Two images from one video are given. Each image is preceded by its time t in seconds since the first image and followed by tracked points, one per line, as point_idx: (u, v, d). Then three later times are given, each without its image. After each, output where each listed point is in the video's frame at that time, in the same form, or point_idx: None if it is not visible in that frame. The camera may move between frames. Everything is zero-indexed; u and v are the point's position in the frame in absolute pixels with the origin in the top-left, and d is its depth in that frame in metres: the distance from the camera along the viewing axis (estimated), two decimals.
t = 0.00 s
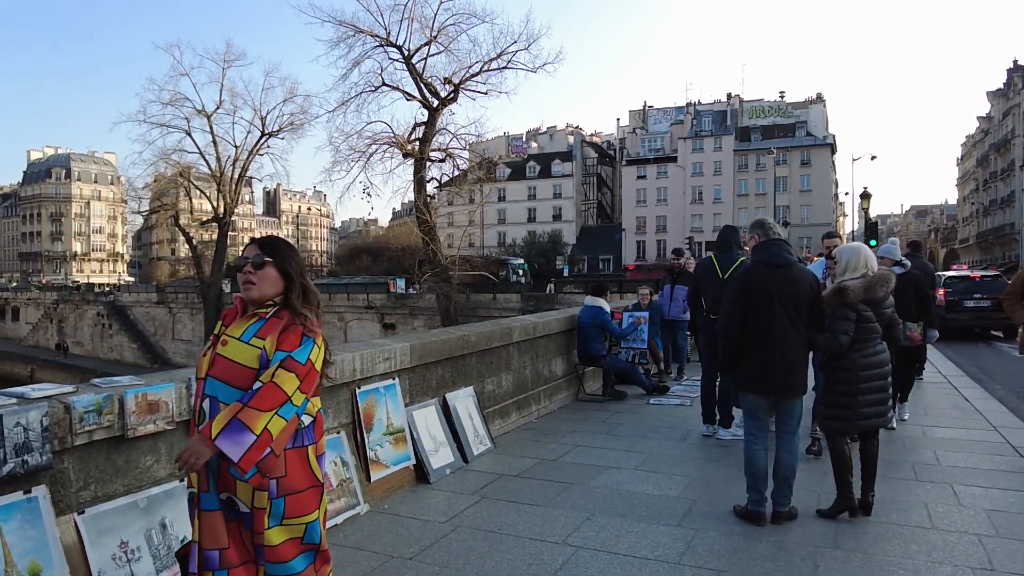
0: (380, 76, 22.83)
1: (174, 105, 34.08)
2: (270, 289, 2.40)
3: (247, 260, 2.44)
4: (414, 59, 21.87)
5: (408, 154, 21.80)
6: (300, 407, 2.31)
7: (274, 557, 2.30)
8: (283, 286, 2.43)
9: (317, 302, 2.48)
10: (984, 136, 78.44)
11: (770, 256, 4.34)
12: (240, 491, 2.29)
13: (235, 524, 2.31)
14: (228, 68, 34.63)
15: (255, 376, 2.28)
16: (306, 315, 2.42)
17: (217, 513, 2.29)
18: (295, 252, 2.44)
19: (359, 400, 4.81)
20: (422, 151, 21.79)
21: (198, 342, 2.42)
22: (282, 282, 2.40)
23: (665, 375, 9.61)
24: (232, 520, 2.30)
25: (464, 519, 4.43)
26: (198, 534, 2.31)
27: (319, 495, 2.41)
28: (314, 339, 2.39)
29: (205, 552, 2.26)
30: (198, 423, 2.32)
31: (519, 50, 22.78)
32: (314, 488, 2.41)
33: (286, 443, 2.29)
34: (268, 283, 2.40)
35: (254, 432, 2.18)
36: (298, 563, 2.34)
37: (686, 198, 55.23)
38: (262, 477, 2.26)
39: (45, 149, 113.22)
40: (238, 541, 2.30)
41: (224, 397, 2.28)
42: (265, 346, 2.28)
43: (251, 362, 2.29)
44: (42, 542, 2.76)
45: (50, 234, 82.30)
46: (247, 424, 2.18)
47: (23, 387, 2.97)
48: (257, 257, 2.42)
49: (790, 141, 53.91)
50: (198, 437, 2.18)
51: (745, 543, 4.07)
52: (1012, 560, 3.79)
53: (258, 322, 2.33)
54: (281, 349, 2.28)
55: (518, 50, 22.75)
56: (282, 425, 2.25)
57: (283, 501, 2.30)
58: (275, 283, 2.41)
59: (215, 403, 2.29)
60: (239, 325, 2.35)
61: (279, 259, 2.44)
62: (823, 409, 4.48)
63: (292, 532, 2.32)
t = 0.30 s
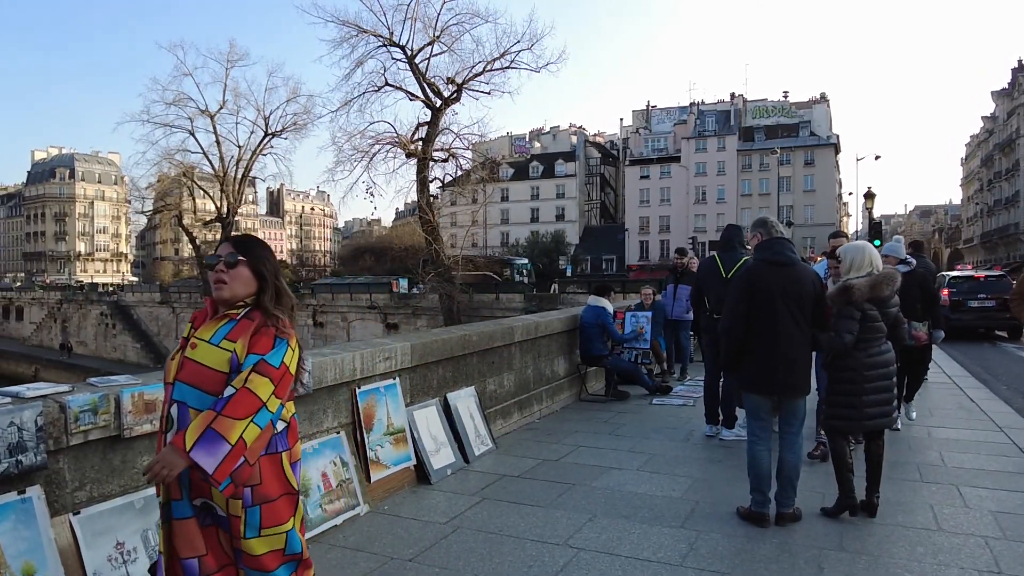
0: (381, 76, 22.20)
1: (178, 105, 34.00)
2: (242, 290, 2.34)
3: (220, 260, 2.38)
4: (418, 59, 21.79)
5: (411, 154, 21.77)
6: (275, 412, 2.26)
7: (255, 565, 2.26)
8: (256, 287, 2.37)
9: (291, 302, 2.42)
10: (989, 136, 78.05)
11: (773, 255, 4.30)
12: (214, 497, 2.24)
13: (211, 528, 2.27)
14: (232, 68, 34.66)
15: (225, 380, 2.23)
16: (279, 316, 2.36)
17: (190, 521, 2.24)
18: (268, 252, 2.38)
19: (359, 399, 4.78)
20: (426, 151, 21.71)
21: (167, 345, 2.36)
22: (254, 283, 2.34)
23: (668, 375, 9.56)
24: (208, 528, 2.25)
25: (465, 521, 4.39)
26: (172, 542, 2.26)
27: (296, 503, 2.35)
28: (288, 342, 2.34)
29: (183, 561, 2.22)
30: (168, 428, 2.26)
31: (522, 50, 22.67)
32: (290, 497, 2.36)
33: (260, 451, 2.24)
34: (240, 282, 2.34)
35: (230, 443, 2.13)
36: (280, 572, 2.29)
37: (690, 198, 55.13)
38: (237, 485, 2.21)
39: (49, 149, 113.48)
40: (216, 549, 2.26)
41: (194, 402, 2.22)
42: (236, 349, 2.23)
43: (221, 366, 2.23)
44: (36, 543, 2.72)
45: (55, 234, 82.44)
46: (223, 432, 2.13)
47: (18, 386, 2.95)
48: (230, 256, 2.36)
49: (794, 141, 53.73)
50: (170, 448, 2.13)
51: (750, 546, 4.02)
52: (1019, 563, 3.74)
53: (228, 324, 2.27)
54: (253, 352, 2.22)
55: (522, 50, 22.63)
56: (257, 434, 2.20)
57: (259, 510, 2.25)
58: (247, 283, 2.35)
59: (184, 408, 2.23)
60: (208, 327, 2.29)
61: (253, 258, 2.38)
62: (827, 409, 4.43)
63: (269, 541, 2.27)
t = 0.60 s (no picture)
0: (385, 75, 22.18)
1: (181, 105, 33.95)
2: (215, 284, 2.29)
3: (192, 252, 2.32)
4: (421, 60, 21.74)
5: (414, 154, 21.73)
6: (254, 416, 2.22)
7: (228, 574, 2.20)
8: (228, 282, 2.31)
9: (262, 299, 2.35)
10: (994, 135, 77.77)
11: (776, 252, 4.25)
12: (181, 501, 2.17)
13: (181, 533, 2.21)
14: (235, 68, 34.63)
15: (196, 379, 2.17)
16: (251, 312, 2.30)
17: (158, 524, 2.19)
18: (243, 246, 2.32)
19: (359, 398, 4.74)
20: (428, 151, 21.69)
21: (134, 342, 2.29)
22: (226, 277, 2.28)
23: (671, 375, 9.52)
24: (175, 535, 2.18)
25: (466, 521, 4.35)
26: (143, 548, 2.20)
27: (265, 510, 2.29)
28: (261, 340, 2.28)
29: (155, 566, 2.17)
30: (135, 430, 2.20)
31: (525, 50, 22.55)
32: (258, 505, 2.29)
33: (237, 457, 2.18)
34: (209, 276, 2.27)
35: (211, 449, 2.09)
36: None
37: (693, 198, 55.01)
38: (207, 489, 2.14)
39: (53, 149, 113.71)
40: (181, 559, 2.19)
41: (162, 403, 2.16)
42: (205, 346, 2.17)
43: (191, 364, 2.17)
44: (31, 544, 2.69)
45: (59, 234, 82.55)
46: (198, 437, 2.08)
47: (12, 386, 2.91)
48: (202, 249, 2.29)
49: (797, 141, 53.58)
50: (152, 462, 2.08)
51: (751, 547, 3.97)
52: None
53: (198, 319, 2.21)
54: (226, 350, 2.16)
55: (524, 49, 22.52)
56: (241, 441, 2.18)
57: (226, 517, 2.18)
58: (220, 277, 2.30)
59: (151, 408, 2.17)
60: (177, 323, 2.22)
61: (225, 252, 2.32)
62: (832, 410, 4.37)
63: (236, 552, 2.18)
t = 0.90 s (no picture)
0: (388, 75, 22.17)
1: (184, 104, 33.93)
2: (189, 278, 2.20)
3: (165, 244, 2.23)
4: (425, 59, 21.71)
5: (417, 153, 21.71)
6: (241, 417, 2.17)
7: None
8: (201, 276, 2.22)
9: (237, 293, 2.27)
10: (998, 135, 77.44)
11: (779, 250, 4.20)
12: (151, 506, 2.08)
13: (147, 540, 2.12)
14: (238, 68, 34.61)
15: (169, 377, 2.09)
16: (226, 308, 2.21)
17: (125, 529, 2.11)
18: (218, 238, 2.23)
19: (359, 398, 4.69)
20: (432, 151, 21.66)
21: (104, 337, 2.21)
22: (200, 271, 2.20)
23: (675, 375, 9.47)
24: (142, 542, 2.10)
25: (467, 522, 4.31)
26: (112, 553, 2.12)
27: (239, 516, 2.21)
28: (241, 337, 2.20)
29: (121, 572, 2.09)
30: (103, 429, 2.11)
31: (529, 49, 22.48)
32: (231, 510, 2.20)
33: (220, 459, 2.12)
34: (183, 270, 2.18)
35: (204, 455, 2.04)
36: None
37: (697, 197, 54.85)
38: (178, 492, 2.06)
39: (58, 149, 114.05)
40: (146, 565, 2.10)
41: (133, 401, 2.08)
42: (179, 343, 2.08)
43: (164, 361, 2.08)
44: (25, 545, 2.65)
45: (63, 234, 82.68)
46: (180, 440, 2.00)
47: (8, 385, 2.88)
48: (174, 241, 2.21)
49: (801, 141, 53.42)
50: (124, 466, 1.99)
51: (754, 549, 3.93)
52: None
53: (171, 314, 2.12)
54: (202, 349, 2.08)
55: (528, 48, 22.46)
56: (231, 445, 2.14)
57: (194, 521, 2.08)
58: (194, 271, 2.21)
59: (121, 406, 2.08)
60: (149, 318, 2.14)
61: (198, 245, 2.23)
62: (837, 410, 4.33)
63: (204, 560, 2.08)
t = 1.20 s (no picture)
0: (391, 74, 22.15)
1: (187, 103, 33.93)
2: (162, 274, 2.10)
3: (135, 239, 2.12)
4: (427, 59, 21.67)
5: (420, 153, 21.67)
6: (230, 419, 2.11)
7: None
8: (176, 272, 2.12)
9: (214, 290, 2.18)
10: (1002, 134, 77.27)
11: (784, 249, 4.16)
12: (121, 512, 1.98)
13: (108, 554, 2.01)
14: (241, 67, 34.59)
15: (142, 377, 1.99)
16: (204, 307, 2.11)
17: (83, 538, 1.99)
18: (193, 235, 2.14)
19: (359, 397, 4.66)
20: (434, 151, 21.62)
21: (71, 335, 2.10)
22: (173, 267, 2.10)
23: (677, 375, 9.43)
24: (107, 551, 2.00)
25: (468, 523, 4.27)
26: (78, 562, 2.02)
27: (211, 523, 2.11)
28: (221, 338, 2.11)
29: None
30: (70, 431, 2.01)
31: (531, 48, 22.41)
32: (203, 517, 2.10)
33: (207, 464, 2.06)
34: (156, 266, 2.08)
35: (206, 463, 2.00)
36: None
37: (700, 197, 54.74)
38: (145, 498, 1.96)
39: (62, 149, 114.24)
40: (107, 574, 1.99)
41: (102, 400, 1.97)
42: (154, 343, 1.98)
43: (136, 361, 1.98)
44: (19, 547, 2.61)
45: (67, 234, 82.74)
46: (169, 446, 1.93)
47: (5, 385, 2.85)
48: (147, 237, 2.11)
49: (804, 141, 53.31)
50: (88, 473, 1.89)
51: (759, 551, 3.88)
52: None
53: (145, 311, 2.02)
54: (183, 350, 1.99)
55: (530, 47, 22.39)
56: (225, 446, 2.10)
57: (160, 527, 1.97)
58: (167, 267, 2.11)
59: (90, 406, 1.98)
60: (120, 315, 2.03)
61: (172, 240, 2.13)
62: (840, 411, 4.28)
63: (174, 570, 1.98)
